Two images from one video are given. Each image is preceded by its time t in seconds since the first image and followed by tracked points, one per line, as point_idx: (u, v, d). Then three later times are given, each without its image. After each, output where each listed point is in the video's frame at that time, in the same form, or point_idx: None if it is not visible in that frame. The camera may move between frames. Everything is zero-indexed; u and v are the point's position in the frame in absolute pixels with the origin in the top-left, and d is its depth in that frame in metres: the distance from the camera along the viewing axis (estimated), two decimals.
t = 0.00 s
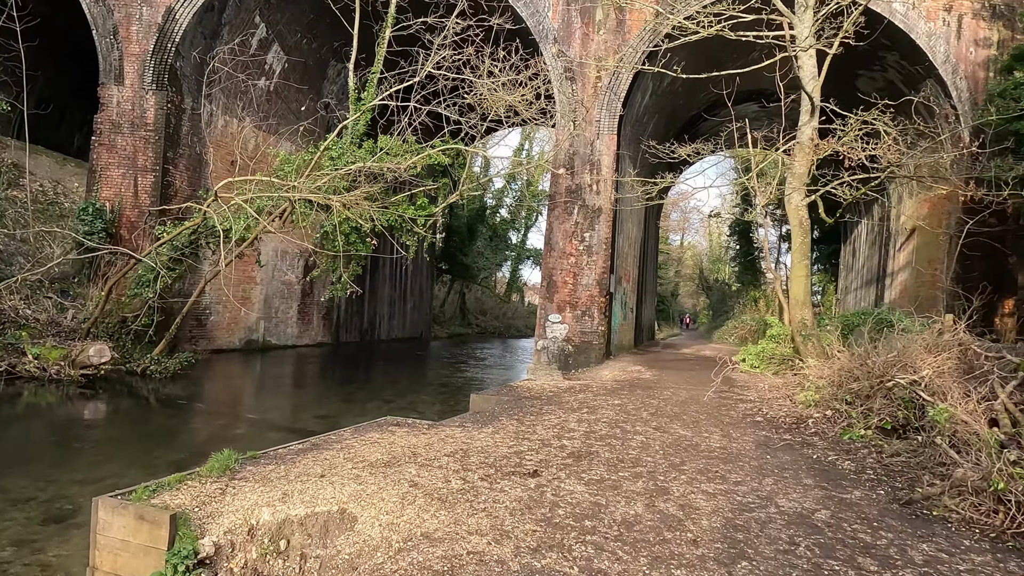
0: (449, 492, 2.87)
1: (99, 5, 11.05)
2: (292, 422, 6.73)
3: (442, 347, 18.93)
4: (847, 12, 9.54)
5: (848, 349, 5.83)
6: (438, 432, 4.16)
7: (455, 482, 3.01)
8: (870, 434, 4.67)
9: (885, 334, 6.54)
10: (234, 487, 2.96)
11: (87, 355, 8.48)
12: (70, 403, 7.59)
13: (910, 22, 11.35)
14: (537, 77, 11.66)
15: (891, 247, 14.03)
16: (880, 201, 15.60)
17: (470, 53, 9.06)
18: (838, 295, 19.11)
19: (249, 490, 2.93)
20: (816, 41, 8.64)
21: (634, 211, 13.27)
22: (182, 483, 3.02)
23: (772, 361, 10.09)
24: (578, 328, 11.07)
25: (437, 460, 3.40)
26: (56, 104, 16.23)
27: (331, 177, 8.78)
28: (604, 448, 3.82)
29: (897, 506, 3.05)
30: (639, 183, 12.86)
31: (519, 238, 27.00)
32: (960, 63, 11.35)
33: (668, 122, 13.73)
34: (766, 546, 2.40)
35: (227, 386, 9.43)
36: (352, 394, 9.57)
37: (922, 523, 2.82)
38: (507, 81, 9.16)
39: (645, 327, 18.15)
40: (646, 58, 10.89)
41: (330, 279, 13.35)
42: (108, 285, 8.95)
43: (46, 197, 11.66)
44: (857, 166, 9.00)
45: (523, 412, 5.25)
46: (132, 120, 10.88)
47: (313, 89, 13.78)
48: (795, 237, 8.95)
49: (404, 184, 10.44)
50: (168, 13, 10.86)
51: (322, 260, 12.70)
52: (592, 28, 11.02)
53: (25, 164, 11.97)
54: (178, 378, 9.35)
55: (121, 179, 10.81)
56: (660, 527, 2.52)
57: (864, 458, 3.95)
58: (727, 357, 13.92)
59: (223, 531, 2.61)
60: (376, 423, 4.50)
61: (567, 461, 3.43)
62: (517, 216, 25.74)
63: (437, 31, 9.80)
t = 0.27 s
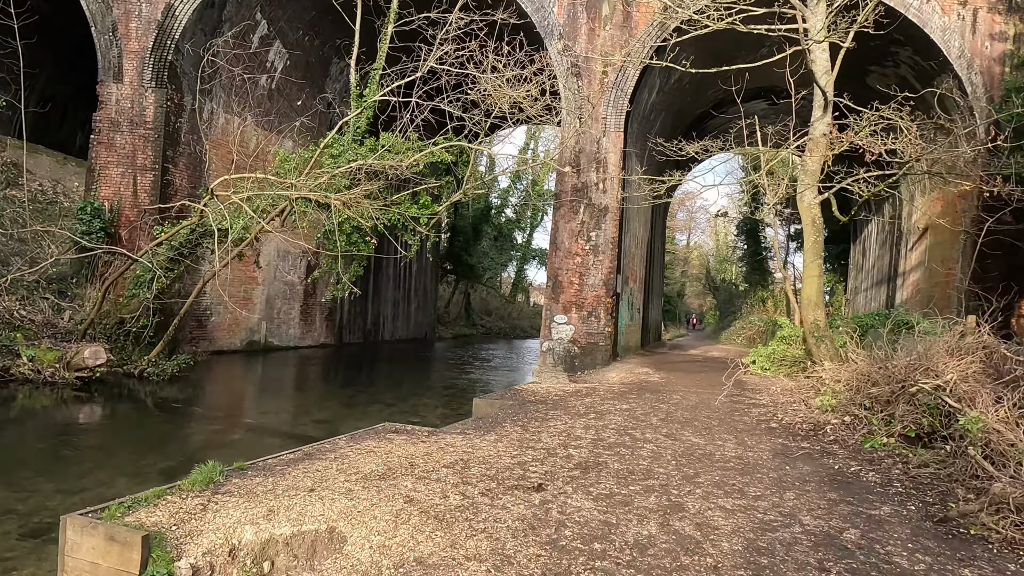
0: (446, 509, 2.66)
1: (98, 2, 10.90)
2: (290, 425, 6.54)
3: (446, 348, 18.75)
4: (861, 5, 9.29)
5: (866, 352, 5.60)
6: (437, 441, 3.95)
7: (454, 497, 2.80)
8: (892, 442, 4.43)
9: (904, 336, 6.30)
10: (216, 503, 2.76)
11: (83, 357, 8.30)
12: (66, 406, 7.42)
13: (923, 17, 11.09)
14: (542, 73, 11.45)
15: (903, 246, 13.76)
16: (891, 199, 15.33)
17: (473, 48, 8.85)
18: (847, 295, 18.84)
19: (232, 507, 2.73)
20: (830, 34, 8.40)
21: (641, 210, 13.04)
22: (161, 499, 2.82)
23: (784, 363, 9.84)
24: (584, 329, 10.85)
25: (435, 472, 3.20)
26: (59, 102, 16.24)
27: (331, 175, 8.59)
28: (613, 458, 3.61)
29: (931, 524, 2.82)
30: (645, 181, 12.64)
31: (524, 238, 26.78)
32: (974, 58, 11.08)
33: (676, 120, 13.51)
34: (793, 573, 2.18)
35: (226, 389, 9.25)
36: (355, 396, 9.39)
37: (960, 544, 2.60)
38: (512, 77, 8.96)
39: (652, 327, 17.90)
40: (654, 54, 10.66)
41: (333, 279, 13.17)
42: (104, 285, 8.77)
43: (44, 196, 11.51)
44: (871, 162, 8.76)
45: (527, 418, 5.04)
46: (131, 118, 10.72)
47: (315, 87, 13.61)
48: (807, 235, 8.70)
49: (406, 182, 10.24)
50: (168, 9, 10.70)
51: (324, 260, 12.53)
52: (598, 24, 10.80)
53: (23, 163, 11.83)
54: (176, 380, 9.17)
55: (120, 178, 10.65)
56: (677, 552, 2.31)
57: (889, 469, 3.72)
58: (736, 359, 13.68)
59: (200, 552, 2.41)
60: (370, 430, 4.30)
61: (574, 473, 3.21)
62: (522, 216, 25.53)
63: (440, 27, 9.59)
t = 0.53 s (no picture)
0: (448, 522, 2.45)
1: None
2: (289, 426, 6.32)
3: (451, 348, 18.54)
4: None
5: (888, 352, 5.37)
6: (439, 445, 3.74)
7: (456, 509, 2.58)
8: (921, 447, 4.19)
9: (926, 334, 6.06)
10: (198, 515, 2.57)
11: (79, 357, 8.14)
12: (62, 407, 7.24)
13: (939, 9, 10.82)
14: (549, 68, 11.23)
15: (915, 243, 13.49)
16: (903, 196, 15.05)
17: (478, 40, 8.63)
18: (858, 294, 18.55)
19: (215, 519, 2.53)
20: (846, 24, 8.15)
21: (649, 207, 12.81)
22: (140, 509, 2.68)
23: (797, 363, 9.60)
24: (591, 328, 10.63)
25: (436, 480, 2.99)
26: (60, 98, 16.13)
27: (333, 169, 8.39)
28: (625, 465, 3.39)
29: (975, 539, 2.60)
30: (653, 178, 12.40)
31: (529, 237, 26.53)
32: (991, 50, 10.80)
33: (684, 115, 13.28)
34: None
35: (226, 389, 9.07)
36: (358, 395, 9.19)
37: (1009, 561, 2.38)
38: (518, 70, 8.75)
39: (660, 327, 17.65)
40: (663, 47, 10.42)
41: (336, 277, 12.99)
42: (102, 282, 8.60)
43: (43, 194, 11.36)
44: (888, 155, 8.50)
45: (534, 420, 4.83)
46: (131, 114, 10.56)
47: (318, 83, 13.43)
48: (822, 232, 8.45)
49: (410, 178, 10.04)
50: (168, 3, 10.54)
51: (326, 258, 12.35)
52: (605, 17, 10.58)
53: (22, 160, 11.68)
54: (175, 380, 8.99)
55: (119, 175, 10.48)
56: (701, 572, 2.10)
57: (920, 476, 3.49)
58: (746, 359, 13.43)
59: (178, 569, 2.21)
60: (368, 433, 4.09)
61: (585, 481, 3.00)
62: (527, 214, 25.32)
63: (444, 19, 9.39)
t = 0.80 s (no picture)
0: (439, 548, 2.24)
1: None
2: (284, 430, 6.11)
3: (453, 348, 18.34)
4: None
5: (904, 356, 5.15)
6: (434, 457, 3.55)
7: (449, 532, 2.38)
8: (944, 459, 3.96)
9: (942, 337, 5.84)
10: (169, 538, 2.38)
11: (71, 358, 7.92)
12: (53, 410, 7.06)
13: (951, 4, 10.58)
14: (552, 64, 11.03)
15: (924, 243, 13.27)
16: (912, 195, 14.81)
17: (480, 35, 8.42)
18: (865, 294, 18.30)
19: (187, 544, 2.33)
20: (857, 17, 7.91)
21: (654, 206, 12.59)
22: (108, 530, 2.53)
23: (806, 365, 9.38)
24: (595, 329, 10.42)
25: (429, 496, 2.80)
26: (60, 98, 15.98)
27: (331, 167, 8.19)
28: (631, 478, 3.19)
29: (1014, 565, 2.38)
30: (658, 176, 12.19)
31: (532, 237, 26.30)
32: (1004, 46, 10.50)
33: (690, 113, 13.06)
34: None
35: (222, 391, 8.88)
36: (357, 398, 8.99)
37: None
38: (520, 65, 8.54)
39: (665, 328, 17.41)
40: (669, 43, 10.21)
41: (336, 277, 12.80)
42: (94, 282, 8.40)
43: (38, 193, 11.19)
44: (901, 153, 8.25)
45: (535, 428, 4.63)
46: (127, 111, 10.38)
47: (318, 80, 13.26)
48: (832, 232, 8.22)
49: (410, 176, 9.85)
50: None
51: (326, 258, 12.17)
52: (610, 12, 10.38)
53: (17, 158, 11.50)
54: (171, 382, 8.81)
55: (115, 173, 10.30)
56: None
57: (946, 492, 3.27)
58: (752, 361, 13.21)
59: None
60: (360, 444, 3.90)
61: (589, 499, 2.80)
62: (531, 214, 25.11)
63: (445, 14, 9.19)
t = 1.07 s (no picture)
0: (427, 567, 2.03)
1: None
2: (277, 431, 5.90)
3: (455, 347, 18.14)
4: None
5: (922, 356, 4.93)
6: (428, 461, 3.34)
7: (438, 549, 2.16)
8: (971, 465, 3.72)
9: (961, 336, 5.60)
10: (132, 554, 2.19)
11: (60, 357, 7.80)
12: (41, 409, 6.85)
13: None
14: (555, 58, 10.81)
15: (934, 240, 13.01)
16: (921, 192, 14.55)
17: (480, 24, 8.18)
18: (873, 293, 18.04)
19: (153, 560, 2.14)
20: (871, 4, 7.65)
21: (659, 202, 12.36)
22: (63, 542, 2.36)
23: (815, 365, 9.15)
24: (598, 328, 10.20)
25: (420, 505, 2.59)
26: (58, 95, 15.87)
27: (327, 160, 7.98)
28: (638, 485, 2.98)
29: None
30: (663, 172, 11.96)
31: (535, 235, 26.07)
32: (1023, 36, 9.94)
33: (695, 108, 12.83)
34: None
35: (218, 390, 8.68)
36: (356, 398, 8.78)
37: None
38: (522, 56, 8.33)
39: (669, 327, 17.19)
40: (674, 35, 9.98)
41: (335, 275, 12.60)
42: (84, 278, 8.24)
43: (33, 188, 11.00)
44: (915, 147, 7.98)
45: (536, 430, 4.41)
46: (121, 105, 10.19)
47: (318, 74, 13.06)
48: (843, 227, 7.98)
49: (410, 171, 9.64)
50: None
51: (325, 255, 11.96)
52: (614, 3, 10.15)
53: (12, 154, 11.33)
54: (164, 381, 8.62)
55: (109, 168, 10.11)
56: None
57: (978, 501, 3.04)
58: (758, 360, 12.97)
59: None
60: (350, 447, 3.69)
61: (593, 509, 2.58)
62: (533, 211, 24.91)
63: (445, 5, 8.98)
